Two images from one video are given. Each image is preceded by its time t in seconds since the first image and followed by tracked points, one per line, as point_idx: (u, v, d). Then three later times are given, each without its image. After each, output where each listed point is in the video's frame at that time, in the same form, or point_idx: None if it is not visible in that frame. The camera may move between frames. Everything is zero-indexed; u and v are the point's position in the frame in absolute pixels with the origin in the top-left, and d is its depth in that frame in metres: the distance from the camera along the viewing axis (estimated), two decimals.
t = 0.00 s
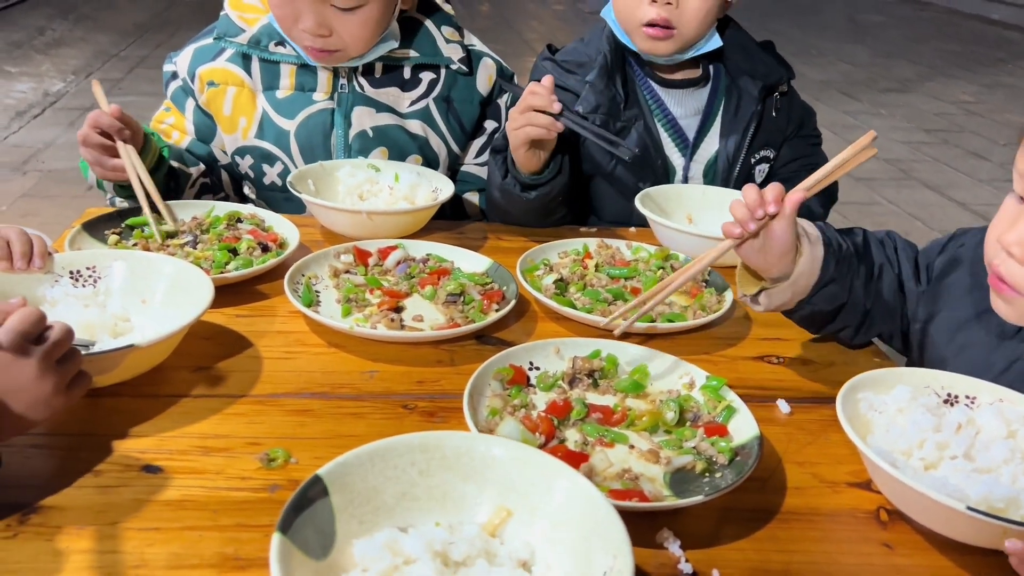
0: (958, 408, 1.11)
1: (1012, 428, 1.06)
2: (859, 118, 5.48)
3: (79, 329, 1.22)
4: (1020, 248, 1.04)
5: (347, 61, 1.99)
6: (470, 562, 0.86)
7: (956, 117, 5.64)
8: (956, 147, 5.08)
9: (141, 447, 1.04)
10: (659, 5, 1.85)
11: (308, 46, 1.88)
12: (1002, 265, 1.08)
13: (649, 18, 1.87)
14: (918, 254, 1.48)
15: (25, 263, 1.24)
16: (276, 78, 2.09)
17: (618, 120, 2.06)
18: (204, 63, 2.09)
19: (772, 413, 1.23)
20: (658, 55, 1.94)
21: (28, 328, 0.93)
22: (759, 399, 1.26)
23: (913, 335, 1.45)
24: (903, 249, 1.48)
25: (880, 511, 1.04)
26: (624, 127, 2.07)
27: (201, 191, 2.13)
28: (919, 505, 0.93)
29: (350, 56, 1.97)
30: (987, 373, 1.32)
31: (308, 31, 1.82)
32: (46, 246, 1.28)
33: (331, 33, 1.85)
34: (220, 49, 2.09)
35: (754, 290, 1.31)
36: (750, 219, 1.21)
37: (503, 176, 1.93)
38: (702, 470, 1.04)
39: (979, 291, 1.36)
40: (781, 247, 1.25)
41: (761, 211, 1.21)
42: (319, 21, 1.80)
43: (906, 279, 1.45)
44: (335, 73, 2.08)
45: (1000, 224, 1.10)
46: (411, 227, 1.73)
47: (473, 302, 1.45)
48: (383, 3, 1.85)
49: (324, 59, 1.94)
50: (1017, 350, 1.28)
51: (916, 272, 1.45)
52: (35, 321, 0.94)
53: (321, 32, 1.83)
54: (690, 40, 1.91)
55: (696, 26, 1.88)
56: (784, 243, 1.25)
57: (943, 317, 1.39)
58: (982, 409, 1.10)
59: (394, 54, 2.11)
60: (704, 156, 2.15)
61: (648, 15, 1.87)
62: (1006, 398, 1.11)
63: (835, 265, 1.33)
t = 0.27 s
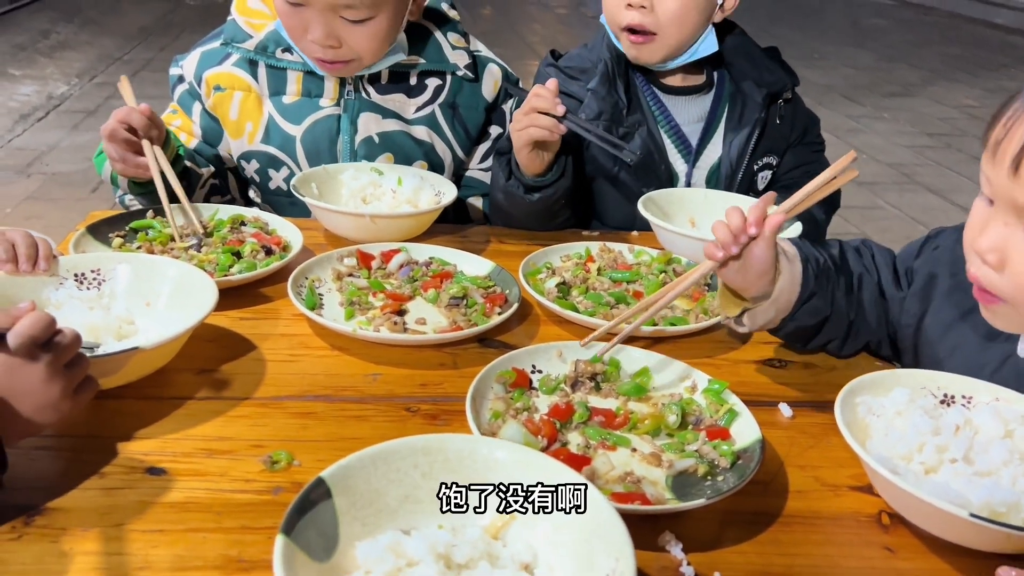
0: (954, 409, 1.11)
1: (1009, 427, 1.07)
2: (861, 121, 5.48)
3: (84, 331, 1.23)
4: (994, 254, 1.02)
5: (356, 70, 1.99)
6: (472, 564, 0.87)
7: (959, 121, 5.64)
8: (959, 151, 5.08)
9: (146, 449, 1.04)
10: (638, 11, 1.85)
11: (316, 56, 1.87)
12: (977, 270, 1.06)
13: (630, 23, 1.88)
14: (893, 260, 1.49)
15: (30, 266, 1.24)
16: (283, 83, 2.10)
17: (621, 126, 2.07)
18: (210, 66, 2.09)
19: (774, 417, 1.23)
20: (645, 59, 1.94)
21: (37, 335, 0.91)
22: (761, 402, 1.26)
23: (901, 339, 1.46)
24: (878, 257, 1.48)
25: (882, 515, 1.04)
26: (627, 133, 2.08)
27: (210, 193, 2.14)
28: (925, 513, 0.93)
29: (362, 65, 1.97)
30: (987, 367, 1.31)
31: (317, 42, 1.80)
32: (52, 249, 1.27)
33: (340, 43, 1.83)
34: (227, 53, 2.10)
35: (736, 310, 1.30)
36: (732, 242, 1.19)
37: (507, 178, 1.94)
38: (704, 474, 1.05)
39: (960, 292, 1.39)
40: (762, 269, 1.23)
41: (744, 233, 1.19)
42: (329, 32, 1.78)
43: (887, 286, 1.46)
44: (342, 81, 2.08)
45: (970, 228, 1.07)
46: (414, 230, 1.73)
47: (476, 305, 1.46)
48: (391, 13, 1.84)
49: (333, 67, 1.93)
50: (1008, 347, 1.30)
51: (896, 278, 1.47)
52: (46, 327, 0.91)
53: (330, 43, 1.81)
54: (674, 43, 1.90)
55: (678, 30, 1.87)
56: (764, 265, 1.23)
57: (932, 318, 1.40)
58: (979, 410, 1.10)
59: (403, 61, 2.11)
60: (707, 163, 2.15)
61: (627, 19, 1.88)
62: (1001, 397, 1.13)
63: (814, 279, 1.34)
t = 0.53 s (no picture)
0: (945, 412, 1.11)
1: (999, 429, 1.08)
2: (864, 127, 5.49)
3: (91, 335, 1.24)
4: (961, 258, 1.02)
5: (365, 78, 2.00)
6: (475, 567, 0.87)
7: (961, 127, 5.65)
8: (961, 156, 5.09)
9: (152, 452, 1.06)
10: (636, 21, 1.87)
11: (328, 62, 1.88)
12: (944, 275, 1.07)
13: (629, 32, 1.89)
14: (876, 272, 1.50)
15: (37, 272, 1.26)
16: (291, 88, 2.12)
17: (623, 134, 2.07)
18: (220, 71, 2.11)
19: (775, 421, 1.23)
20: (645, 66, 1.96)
21: (49, 342, 0.95)
22: (762, 407, 1.27)
23: (892, 349, 1.45)
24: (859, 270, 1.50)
25: (881, 519, 1.04)
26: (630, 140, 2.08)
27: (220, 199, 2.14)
28: (923, 525, 0.93)
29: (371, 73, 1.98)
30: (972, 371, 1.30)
31: (330, 47, 1.81)
32: (59, 254, 1.30)
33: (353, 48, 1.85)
34: (237, 58, 2.11)
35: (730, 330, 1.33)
36: (729, 265, 1.22)
37: (510, 183, 1.95)
38: (705, 478, 1.06)
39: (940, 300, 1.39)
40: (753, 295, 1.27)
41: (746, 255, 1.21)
42: (342, 37, 1.80)
43: (871, 297, 1.47)
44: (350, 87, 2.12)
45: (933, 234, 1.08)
46: (417, 235, 1.74)
47: (479, 310, 1.47)
48: (404, 20, 1.86)
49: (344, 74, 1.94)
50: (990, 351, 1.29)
51: (881, 289, 1.48)
52: (60, 331, 0.96)
53: (343, 49, 1.83)
54: (675, 50, 1.91)
55: (679, 37, 1.89)
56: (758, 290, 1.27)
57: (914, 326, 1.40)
58: (968, 412, 1.11)
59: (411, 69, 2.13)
60: (708, 170, 2.16)
61: (625, 28, 1.90)
62: (989, 398, 1.13)
63: (805, 296, 1.36)
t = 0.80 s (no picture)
0: (931, 410, 1.13)
1: (986, 424, 1.09)
2: (866, 130, 5.49)
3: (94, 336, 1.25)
4: (924, 261, 1.03)
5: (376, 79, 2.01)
6: (477, 568, 0.87)
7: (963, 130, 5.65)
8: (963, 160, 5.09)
9: (155, 453, 1.06)
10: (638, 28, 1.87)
11: (342, 59, 1.89)
12: (911, 279, 1.08)
13: (631, 38, 1.89)
14: (856, 269, 1.51)
15: (40, 273, 1.26)
16: (297, 91, 2.12)
17: (624, 138, 2.08)
18: (226, 73, 2.12)
19: (777, 424, 1.23)
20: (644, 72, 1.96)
21: (56, 343, 0.96)
22: (763, 409, 1.27)
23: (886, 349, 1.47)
24: (842, 269, 1.51)
25: (883, 522, 1.04)
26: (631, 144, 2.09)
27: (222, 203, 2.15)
28: (928, 528, 0.92)
29: (382, 74, 1.99)
30: (955, 366, 1.33)
31: (346, 44, 1.82)
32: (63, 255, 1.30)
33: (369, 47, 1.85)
34: (243, 60, 2.12)
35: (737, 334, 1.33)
36: (749, 278, 1.22)
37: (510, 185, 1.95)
38: (706, 480, 1.06)
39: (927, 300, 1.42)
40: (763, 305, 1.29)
41: (765, 267, 1.22)
42: (359, 35, 1.81)
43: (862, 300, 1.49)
44: (356, 89, 2.11)
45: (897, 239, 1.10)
46: (419, 238, 1.75)
47: (480, 312, 1.47)
48: (422, 22, 1.88)
49: (356, 73, 1.95)
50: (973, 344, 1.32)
51: (864, 286, 1.49)
52: (66, 332, 0.97)
53: (359, 46, 1.83)
54: (676, 56, 1.92)
55: (680, 43, 1.89)
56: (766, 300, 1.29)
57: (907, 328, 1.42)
58: (954, 409, 1.12)
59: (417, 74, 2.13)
60: (711, 173, 2.16)
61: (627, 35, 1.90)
62: (974, 392, 1.14)
63: (809, 300, 1.38)
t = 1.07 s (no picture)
0: (920, 412, 1.13)
1: (976, 426, 1.09)
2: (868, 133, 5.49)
3: (97, 336, 1.25)
4: (905, 260, 1.02)
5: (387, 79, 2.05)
6: (477, 568, 0.88)
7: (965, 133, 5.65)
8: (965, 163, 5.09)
9: (157, 454, 1.06)
10: (647, 33, 1.87)
11: (353, 57, 1.91)
12: (892, 279, 1.07)
13: (638, 44, 1.90)
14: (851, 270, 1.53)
15: (43, 275, 1.27)
16: (301, 93, 2.13)
17: (625, 141, 2.10)
18: (230, 75, 2.13)
19: (777, 426, 1.24)
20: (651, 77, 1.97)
21: (62, 347, 0.97)
22: (764, 411, 1.27)
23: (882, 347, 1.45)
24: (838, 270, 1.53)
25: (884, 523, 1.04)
26: (633, 147, 2.11)
27: (222, 206, 2.13)
28: (931, 532, 0.92)
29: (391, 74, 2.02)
30: (946, 362, 1.34)
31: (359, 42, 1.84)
32: (66, 256, 1.31)
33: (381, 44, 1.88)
34: (247, 61, 2.13)
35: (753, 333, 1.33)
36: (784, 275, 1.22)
37: (511, 185, 1.96)
38: (707, 482, 1.06)
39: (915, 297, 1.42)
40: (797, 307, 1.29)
41: (797, 264, 1.22)
42: (371, 32, 1.83)
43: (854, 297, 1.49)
44: (360, 91, 2.12)
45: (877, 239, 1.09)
46: (421, 240, 1.75)
47: (482, 314, 1.48)
48: (434, 23, 1.92)
49: (366, 74, 1.98)
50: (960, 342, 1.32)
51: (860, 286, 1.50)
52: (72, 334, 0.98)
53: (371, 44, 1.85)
54: (683, 60, 1.92)
55: (687, 47, 1.89)
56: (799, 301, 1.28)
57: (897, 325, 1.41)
58: (943, 410, 1.13)
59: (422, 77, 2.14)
60: (712, 176, 2.17)
61: (637, 41, 1.90)
62: (962, 393, 1.14)
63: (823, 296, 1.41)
